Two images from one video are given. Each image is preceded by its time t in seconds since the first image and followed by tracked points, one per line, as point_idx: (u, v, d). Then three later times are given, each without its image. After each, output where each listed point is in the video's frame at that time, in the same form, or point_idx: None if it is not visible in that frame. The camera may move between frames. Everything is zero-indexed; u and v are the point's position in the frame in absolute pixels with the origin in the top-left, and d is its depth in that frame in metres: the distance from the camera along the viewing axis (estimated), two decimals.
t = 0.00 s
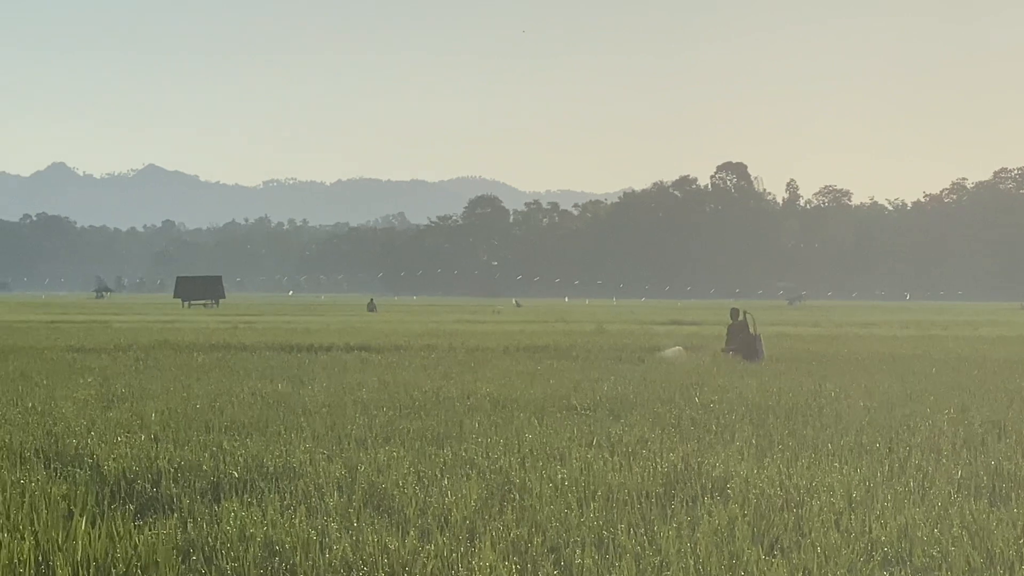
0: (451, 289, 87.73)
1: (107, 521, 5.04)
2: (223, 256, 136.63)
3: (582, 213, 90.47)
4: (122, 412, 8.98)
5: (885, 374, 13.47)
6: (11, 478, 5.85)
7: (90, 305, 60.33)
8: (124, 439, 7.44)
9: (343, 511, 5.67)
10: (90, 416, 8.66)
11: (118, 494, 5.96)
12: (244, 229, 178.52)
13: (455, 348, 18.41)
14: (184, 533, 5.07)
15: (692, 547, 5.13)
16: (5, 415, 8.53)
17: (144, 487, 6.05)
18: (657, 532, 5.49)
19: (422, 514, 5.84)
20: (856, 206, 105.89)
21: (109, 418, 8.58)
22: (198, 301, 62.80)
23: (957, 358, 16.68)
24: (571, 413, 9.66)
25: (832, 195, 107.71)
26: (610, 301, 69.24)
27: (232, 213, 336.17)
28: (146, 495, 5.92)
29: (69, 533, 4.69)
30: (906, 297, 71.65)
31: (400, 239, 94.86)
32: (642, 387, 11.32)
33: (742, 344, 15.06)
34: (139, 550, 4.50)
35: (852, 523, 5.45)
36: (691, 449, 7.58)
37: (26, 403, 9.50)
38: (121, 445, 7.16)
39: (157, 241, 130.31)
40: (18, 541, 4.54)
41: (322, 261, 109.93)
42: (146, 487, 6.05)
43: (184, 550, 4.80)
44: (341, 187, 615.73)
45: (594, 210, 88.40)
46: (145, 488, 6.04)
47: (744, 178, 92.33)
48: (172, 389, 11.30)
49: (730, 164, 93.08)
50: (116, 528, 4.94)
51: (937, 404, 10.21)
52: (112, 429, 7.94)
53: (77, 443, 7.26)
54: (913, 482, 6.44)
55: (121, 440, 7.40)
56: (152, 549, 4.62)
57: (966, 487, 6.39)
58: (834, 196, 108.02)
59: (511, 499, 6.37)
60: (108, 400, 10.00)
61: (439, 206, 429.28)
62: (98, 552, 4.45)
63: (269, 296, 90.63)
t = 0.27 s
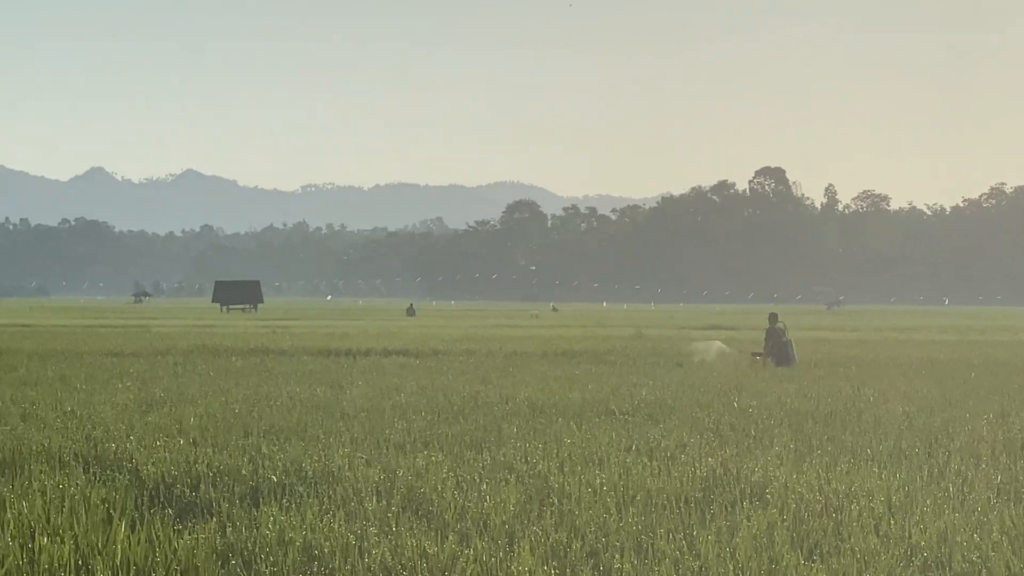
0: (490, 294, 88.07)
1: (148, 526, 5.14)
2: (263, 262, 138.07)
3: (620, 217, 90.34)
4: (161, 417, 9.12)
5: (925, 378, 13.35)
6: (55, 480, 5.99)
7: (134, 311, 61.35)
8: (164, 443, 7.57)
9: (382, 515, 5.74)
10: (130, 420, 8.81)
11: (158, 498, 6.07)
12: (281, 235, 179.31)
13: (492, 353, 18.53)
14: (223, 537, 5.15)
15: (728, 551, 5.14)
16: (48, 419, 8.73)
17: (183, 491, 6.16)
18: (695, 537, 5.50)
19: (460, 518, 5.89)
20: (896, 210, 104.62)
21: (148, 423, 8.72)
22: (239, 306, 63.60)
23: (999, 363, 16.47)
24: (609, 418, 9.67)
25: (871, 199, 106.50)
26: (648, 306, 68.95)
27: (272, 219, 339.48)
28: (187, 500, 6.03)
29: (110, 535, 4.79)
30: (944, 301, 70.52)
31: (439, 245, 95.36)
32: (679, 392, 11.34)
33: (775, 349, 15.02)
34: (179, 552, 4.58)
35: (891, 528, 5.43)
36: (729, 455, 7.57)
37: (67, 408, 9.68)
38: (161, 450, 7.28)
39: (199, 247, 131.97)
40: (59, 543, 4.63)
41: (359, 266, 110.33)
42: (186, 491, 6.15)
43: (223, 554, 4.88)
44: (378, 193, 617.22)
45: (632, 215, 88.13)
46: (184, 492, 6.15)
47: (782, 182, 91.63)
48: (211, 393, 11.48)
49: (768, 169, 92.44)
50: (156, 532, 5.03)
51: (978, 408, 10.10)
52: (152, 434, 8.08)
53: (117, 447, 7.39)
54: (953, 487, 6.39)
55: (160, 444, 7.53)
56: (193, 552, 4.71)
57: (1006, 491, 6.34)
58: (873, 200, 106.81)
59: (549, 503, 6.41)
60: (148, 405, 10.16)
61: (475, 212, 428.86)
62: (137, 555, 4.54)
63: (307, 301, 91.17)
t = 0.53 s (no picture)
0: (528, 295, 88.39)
1: (187, 527, 5.24)
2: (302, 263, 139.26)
3: (657, 218, 90.09)
4: (199, 418, 9.26)
5: (963, 380, 13.24)
6: (97, 481, 6.12)
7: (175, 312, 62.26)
8: (201, 445, 7.68)
9: (420, 516, 5.80)
10: (167, 421, 8.96)
11: (197, 499, 6.17)
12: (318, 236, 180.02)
13: (529, 353, 18.65)
14: (261, 538, 5.22)
15: (765, 554, 5.14)
16: (89, 420, 8.91)
17: (221, 492, 6.26)
18: (734, 538, 5.50)
19: (496, 519, 5.93)
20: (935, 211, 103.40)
21: (186, 424, 8.86)
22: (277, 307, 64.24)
23: None
24: (647, 419, 9.68)
25: (909, 201, 105.37)
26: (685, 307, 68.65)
27: (311, 221, 342.32)
28: (224, 500, 6.12)
29: (149, 536, 4.88)
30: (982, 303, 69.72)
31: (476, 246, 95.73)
32: (716, 392, 11.34)
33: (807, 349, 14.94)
34: (217, 553, 4.66)
35: (930, 530, 5.40)
36: (767, 456, 7.55)
37: (106, 408, 9.86)
38: (198, 451, 7.40)
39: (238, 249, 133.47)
40: (98, 544, 4.73)
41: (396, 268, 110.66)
42: (224, 491, 6.24)
43: (261, 554, 4.95)
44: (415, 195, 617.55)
45: (669, 217, 87.79)
46: (221, 493, 6.24)
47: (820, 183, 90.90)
48: (250, 394, 11.66)
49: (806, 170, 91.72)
50: (194, 533, 5.12)
51: (1019, 411, 10.00)
52: (191, 434, 8.23)
53: (155, 448, 7.51)
54: (993, 489, 6.33)
55: (198, 446, 7.66)
56: (232, 552, 4.79)
57: None
58: (912, 202, 105.65)
59: (585, 505, 6.44)
60: (185, 406, 10.32)
61: (510, 214, 427.96)
62: (176, 555, 4.62)
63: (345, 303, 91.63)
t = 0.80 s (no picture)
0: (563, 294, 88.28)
1: (222, 525, 5.30)
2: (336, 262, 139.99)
3: (691, 216, 89.65)
4: (233, 416, 9.36)
5: (996, 379, 13.11)
6: (134, 478, 6.20)
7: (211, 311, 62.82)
8: (236, 443, 7.78)
9: (454, 514, 5.86)
10: (202, 420, 9.07)
11: (233, 496, 6.26)
12: (351, 235, 180.33)
13: (563, 352, 18.63)
14: (296, 535, 5.28)
15: (800, 551, 5.13)
16: (124, 418, 9.02)
17: (256, 489, 6.33)
18: (769, 536, 5.50)
19: (530, 517, 5.97)
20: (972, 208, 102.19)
21: (220, 422, 8.97)
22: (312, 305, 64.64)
23: None
24: (681, 418, 9.66)
25: (944, 199, 104.21)
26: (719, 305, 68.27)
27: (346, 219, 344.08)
28: (260, 498, 6.20)
29: (184, 534, 4.96)
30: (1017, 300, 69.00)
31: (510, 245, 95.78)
32: (750, 391, 11.30)
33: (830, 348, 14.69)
34: (252, 550, 4.72)
35: (965, 528, 5.38)
36: (803, 454, 7.54)
37: (141, 407, 9.99)
38: (234, 449, 7.50)
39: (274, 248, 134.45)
40: (135, 540, 4.80)
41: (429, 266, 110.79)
42: (259, 489, 6.32)
43: (295, 552, 5.01)
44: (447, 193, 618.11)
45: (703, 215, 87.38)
46: (257, 491, 6.32)
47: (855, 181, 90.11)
48: (284, 392, 11.76)
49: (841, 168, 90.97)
50: (229, 530, 5.19)
51: None
52: (225, 432, 8.31)
53: (190, 445, 7.61)
54: None
55: (233, 443, 7.76)
56: (268, 550, 4.86)
57: None
58: (947, 200, 104.49)
59: (620, 502, 6.45)
60: (220, 404, 10.44)
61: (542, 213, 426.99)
62: (211, 553, 4.69)
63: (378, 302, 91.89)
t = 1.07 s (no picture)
0: (596, 291, 88.22)
1: (257, 521, 5.38)
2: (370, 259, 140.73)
3: (725, 213, 89.23)
4: (267, 412, 9.48)
5: None
6: (170, 476, 6.30)
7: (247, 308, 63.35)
8: (269, 439, 7.90)
9: (487, 510, 5.91)
10: (236, 415, 9.19)
11: (267, 492, 6.35)
12: (384, 233, 180.52)
13: (596, 348, 18.67)
14: (330, 531, 5.35)
15: (833, 549, 5.14)
16: (160, 414, 9.15)
17: (290, 486, 6.42)
18: (802, 532, 5.51)
19: (564, 513, 6.01)
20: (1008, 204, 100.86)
21: (254, 418, 9.09)
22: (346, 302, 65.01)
23: None
24: (716, 413, 9.67)
25: (980, 195, 102.98)
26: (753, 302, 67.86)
27: (379, 216, 345.67)
28: (292, 494, 6.30)
29: (219, 530, 5.04)
30: None
31: (543, 242, 95.84)
32: (784, 387, 11.28)
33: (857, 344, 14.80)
34: (287, 546, 4.79)
35: (1000, 525, 5.36)
36: (837, 450, 7.52)
37: (174, 403, 10.12)
38: (267, 445, 7.61)
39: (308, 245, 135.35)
40: (170, 536, 4.88)
41: (461, 262, 110.81)
42: (292, 486, 6.42)
43: (329, 547, 5.07)
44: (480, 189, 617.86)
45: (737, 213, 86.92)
46: (291, 487, 6.41)
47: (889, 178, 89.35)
48: (319, 388, 11.88)
49: (874, 165, 90.24)
50: (263, 526, 5.27)
51: None
52: (259, 429, 8.42)
53: (222, 442, 7.72)
54: None
55: (267, 439, 7.86)
56: (303, 545, 4.93)
57: None
58: (982, 196, 103.22)
59: (653, 499, 6.48)
60: (253, 400, 10.57)
61: (575, 210, 425.47)
62: (246, 549, 4.76)
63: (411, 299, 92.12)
